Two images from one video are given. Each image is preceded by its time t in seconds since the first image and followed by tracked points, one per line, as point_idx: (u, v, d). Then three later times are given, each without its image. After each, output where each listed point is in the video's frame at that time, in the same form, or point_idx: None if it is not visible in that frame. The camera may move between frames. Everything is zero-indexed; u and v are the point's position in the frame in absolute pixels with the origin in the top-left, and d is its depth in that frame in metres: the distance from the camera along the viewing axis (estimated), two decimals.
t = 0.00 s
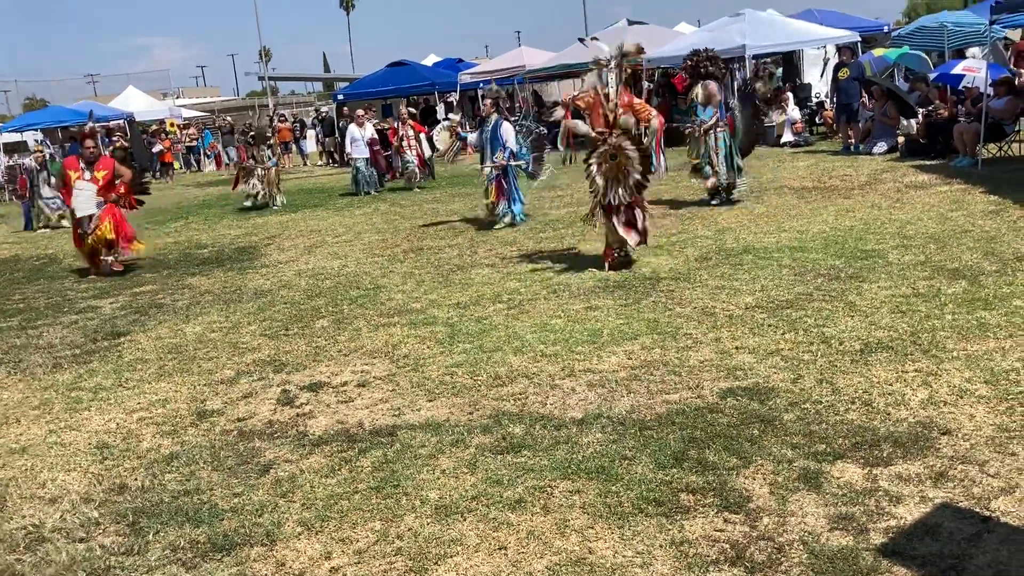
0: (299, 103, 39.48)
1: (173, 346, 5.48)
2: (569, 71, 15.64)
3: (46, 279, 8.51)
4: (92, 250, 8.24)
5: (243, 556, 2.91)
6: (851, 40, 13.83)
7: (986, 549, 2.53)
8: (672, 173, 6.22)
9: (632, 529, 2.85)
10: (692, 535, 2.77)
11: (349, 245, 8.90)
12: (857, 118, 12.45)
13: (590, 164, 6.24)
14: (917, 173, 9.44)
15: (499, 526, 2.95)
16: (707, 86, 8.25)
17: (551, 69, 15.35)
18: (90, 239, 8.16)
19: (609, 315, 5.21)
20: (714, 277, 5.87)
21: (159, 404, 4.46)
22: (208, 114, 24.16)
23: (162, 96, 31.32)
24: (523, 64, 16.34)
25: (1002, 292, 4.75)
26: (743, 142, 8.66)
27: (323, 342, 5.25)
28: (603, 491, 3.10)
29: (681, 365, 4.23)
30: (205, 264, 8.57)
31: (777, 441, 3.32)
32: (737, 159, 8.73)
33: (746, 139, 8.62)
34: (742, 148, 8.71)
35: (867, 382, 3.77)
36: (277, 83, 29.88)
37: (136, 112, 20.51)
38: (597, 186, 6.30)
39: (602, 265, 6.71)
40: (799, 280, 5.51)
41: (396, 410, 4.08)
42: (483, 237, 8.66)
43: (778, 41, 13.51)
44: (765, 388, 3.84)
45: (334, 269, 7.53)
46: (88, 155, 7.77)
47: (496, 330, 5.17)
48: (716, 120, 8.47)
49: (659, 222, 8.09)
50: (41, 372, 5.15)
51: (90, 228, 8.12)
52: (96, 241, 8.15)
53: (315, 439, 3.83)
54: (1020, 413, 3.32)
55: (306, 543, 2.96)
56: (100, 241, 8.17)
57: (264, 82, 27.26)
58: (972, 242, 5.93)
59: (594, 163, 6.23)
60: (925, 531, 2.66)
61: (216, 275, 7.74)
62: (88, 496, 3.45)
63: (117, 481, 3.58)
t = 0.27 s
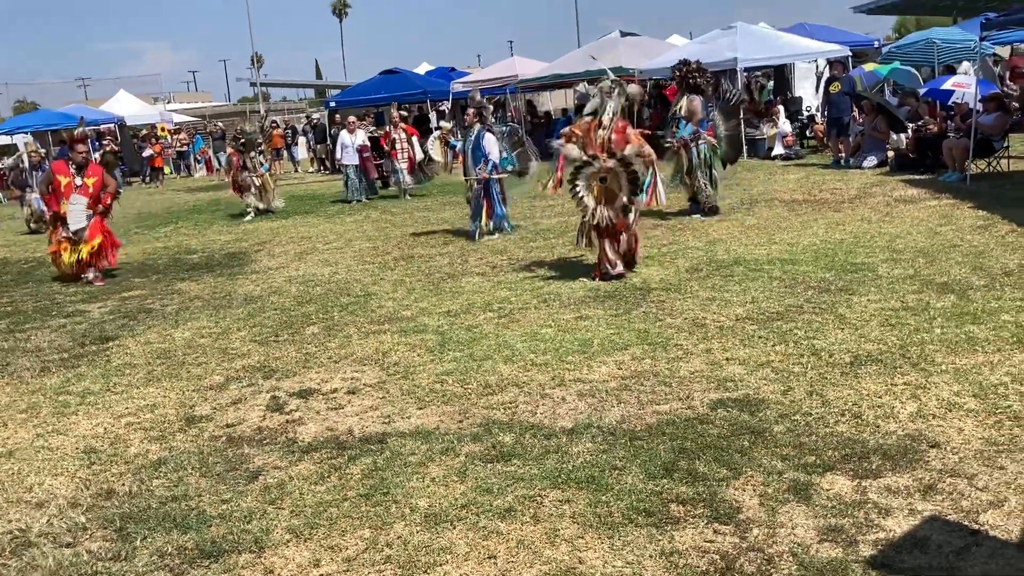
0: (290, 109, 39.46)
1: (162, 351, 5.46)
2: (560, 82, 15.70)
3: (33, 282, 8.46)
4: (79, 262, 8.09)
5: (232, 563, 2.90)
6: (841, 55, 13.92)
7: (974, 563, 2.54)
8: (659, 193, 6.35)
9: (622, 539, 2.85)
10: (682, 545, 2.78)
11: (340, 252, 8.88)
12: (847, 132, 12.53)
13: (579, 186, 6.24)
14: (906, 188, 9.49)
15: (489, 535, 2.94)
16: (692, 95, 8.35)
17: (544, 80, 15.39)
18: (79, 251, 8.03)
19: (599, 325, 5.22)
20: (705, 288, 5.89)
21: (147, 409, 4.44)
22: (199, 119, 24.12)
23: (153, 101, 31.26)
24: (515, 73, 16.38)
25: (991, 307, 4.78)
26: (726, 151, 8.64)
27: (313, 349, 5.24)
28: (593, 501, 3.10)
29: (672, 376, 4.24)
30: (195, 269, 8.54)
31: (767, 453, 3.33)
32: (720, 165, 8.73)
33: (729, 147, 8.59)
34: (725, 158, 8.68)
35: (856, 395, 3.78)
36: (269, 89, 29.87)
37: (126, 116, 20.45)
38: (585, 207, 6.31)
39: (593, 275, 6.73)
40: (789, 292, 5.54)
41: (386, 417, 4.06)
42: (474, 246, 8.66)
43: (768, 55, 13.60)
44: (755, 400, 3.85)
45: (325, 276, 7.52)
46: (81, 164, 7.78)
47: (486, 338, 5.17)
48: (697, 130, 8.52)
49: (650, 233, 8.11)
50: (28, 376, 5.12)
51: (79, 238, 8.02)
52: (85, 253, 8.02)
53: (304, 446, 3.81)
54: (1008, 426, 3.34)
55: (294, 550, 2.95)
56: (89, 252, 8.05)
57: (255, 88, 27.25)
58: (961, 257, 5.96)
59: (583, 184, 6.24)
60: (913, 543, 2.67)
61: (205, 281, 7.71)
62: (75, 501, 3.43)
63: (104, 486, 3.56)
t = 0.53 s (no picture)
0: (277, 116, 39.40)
1: (145, 358, 5.43)
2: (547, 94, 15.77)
3: (15, 287, 8.40)
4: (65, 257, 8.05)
5: (214, 573, 2.88)
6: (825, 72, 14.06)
7: None
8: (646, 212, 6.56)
9: (605, 552, 2.86)
10: (665, 559, 2.79)
11: (324, 260, 8.87)
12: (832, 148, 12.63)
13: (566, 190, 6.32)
14: (888, 205, 9.58)
15: (472, 547, 2.94)
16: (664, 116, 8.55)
17: (530, 92, 15.44)
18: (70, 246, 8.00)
19: (584, 338, 5.24)
20: (689, 302, 5.92)
21: (130, 416, 4.41)
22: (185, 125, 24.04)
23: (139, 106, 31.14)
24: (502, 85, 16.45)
25: (971, 324, 4.84)
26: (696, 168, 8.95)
27: (297, 358, 5.23)
28: (576, 514, 3.11)
29: (656, 390, 4.25)
30: (179, 276, 8.51)
31: (749, 467, 3.35)
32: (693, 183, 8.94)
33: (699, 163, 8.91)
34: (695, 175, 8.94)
35: (838, 411, 3.81)
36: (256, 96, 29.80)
37: (111, 120, 20.35)
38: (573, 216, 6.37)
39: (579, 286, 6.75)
40: (773, 307, 5.58)
41: (370, 427, 4.06)
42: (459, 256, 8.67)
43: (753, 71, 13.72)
44: (739, 414, 3.87)
45: (310, 284, 7.51)
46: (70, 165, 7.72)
47: (471, 349, 5.18)
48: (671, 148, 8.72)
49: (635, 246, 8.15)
50: (9, 382, 5.08)
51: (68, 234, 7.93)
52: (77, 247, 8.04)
53: (287, 456, 3.80)
54: (988, 444, 3.37)
55: (277, 560, 2.94)
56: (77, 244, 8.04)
57: (242, 94, 27.20)
58: (943, 274, 6.02)
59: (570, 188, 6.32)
60: (894, 559, 2.69)
61: (189, 288, 7.68)
62: (55, 509, 3.41)
63: (85, 493, 3.54)
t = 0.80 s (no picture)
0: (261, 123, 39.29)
1: (121, 364, 5.37)
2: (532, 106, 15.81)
3: None
4: (52, 266, 7.96)
5: None
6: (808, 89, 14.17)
7: None
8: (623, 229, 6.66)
9: (581, 565, 2.83)
10: (641, 573, 2.77)
11: (306, 268, 8.82)
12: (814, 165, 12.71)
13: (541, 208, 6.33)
14: (869, 222, 9.64)
15: (448, 559, 2.91)
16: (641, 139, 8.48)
17: (516, 103, 15.46)
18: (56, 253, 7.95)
19: (564, 349, 5.22)
20: (670, 315, 5.92)
21: (103, 422, 4.36)
22: (169, 130, 23.91)
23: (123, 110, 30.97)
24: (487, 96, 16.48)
25: (950, 342, 4.86)
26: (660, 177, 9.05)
27: (275, 366, 5.18)
28: (553, 526, 3.09)
29: (635, 403, 4.24)
30: (158, 281, 8.44)
31: (727, 481, 3.34)
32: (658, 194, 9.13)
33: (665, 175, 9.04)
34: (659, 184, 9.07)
35: (817, 426, 3.81)
36: (241, 102, 29.69)
37: (94, 124, 20.21)
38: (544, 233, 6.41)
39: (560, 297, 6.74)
40: (753, 321, 5.58)
41: (346, 437, 4.02)
42: (441, 266, 8.64)
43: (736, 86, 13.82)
44: (718, 428, 3.86)
45: (290, 291, 7.47)
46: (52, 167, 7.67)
47: (451, 359, 5.15)
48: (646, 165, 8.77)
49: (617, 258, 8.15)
50: None
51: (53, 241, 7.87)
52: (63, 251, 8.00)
53: (263, 464, 3.76)
54: (965, 461, 3.38)
55: (249, 570, 2.90)
56: (61, 252, 8.00)
57: (227, 100, 27.11)
58: (922, 291, 6.05)
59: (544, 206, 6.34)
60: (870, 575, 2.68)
61: (168, 293, 7.62)
62: (24, 516, 3.35)
63: (56, 500, 3.48)
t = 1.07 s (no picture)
0: (242, 131, 39.14)
1: (96, 371, 5.32)
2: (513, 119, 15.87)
3: None
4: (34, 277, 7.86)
5: None
6: (788, 107, 14.31)
7: None
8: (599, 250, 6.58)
9: None
10: None
11: (285, 277, 8.77)
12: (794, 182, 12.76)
13: (509, 222, 6.42)
14: (848, 240, 9.72)
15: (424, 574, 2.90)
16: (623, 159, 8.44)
17: (498, 116, 15.50)
18: (36, 262, 7.83)
19: (543, 362, 5.23)
20: (649, 330, 5.94)
21: (77, 431, 4.31)
22: (149, 137, 23.79)
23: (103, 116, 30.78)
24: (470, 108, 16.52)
25: (925, 360, 4.90)
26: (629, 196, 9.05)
27: (253, 376, 5.15)
28: (530, 541, 3.08)
29: (614, 418, 4.24)
30: (136, 288, 8.37)
31: (705, 497, 3.34)
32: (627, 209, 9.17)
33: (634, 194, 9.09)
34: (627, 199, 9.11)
35: (793, 443, 3.83)
36: (222, 109, 29.58)
37: (74, 128, 20.06)
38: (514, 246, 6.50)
39: (540, 309, 6.74)
40: (732, 337, 5.61)
41: (323, 449, 4.00)
42: (421, 277, 8.62)
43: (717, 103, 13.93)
44: (695, 444, 3.87)
45: (269, 301, 7.43)
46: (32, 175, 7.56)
47: (430, 371, 5.14)
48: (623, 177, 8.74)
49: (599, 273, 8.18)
50: None
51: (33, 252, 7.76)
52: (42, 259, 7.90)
53: (238, 475, 3.73)
54: (940, 479, 3.41)
55: None
56: (39, 259, 7.88)
57: (208, 107, 27.00)
58: (899, 310, 6.11)
59: (514, 218, 6.42)
60: None
61: (146, 301, 7.56)
62: None
63: (27, 510, 3.44)
